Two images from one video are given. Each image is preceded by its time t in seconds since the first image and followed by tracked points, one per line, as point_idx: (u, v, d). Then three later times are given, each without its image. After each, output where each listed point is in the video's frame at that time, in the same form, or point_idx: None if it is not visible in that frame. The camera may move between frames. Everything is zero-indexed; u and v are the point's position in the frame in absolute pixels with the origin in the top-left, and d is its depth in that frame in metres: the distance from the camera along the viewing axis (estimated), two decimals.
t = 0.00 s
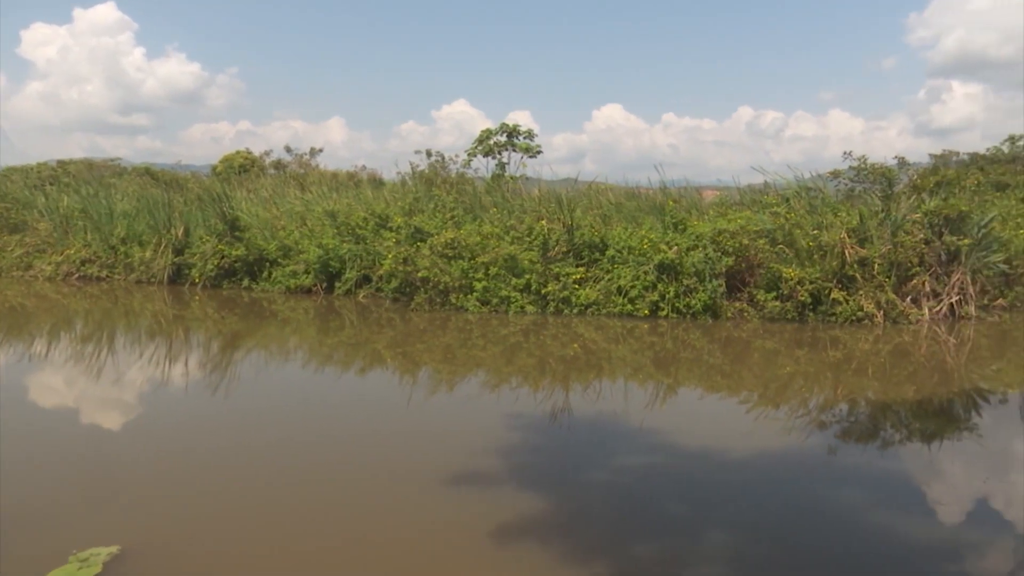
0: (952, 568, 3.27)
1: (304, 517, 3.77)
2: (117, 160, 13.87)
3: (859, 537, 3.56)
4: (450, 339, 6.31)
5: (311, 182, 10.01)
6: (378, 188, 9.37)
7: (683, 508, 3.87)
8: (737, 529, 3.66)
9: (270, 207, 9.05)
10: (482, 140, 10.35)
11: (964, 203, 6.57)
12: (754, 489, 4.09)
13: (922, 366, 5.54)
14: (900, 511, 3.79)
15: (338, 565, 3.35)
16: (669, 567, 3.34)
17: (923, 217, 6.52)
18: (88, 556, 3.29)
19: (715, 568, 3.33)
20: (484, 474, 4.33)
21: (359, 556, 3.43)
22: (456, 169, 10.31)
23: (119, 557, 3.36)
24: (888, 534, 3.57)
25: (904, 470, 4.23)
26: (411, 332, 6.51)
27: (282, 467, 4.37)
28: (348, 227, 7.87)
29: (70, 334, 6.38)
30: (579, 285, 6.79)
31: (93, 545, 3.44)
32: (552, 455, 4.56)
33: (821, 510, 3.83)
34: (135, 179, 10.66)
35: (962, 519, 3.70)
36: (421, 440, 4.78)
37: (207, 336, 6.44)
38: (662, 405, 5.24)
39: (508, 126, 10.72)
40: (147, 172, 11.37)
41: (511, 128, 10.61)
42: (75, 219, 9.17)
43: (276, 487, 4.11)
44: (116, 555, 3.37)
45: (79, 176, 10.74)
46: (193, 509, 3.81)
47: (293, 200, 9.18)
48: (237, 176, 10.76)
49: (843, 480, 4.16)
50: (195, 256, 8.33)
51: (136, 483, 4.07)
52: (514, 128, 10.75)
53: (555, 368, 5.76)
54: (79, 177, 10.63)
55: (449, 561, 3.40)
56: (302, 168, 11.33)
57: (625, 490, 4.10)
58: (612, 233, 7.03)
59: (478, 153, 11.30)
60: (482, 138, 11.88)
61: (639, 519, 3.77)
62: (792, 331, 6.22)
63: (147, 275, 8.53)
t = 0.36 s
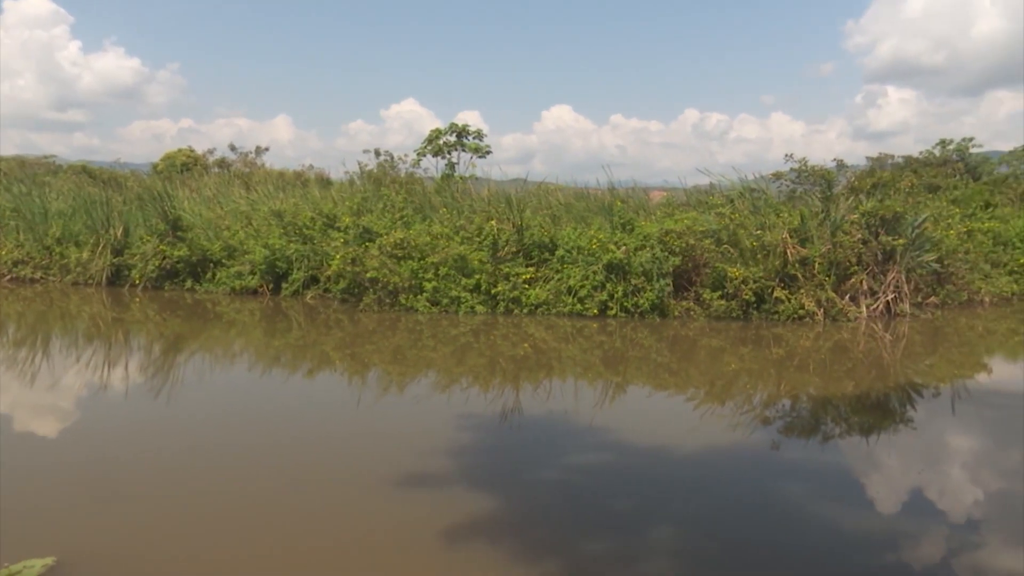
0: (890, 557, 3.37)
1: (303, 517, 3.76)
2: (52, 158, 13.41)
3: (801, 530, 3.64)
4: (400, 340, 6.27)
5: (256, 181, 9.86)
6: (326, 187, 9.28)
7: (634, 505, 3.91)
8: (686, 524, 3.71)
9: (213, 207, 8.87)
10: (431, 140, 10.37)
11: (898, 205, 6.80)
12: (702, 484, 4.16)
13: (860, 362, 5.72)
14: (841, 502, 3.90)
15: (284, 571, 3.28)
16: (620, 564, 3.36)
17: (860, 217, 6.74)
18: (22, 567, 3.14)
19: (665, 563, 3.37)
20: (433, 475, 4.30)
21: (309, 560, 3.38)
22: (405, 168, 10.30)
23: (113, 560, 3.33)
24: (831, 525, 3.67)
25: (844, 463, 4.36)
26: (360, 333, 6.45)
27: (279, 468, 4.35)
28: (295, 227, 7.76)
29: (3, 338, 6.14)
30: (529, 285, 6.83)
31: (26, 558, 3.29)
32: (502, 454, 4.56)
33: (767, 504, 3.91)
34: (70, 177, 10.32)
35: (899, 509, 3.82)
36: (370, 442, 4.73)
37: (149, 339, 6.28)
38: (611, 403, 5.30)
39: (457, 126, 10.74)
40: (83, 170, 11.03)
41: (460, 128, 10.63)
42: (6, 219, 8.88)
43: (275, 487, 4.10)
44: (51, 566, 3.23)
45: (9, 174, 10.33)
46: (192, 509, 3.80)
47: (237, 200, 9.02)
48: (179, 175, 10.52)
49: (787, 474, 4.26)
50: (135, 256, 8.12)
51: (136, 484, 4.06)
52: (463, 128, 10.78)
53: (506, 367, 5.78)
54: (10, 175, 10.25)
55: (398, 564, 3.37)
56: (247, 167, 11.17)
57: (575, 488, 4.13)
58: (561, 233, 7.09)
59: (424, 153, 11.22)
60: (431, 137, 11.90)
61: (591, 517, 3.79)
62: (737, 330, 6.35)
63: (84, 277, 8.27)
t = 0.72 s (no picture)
0: (835, 549, 3.46)
1: (302, 517, 3.74)
2: None
3: (750, 526, 3.69)
4: (352, 341, 6.22)
5: (203, 181, 9.70)
6: (275, 187, 9.19)
7: (586, 503, 3.94)
8: (638, 522, 3.75)
9: (158, 206, 8.68)
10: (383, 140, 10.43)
11: (841, 206, 7.04)
12: (652, 482, 4.22)
13: (805, 359, 5.86)
14: (788, 497, 3.99)
15: None
16: (573, 562, 3.37)
17: (805, 218, 6.92)
18: None
19: (618, 560, 3.40)
20: (385, 476, 4.27)
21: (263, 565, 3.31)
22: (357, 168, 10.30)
23: (111, 560, 3.29)
24: (779, 519, 3.74)
25: (791, 458, 4.46)
26: (311, 335, 6.37)
27: (276, 468, 4.32)
28: (243, 227, 7.64)
29: None
30: (483, 285, 6.84)
31: None
32: (455, 455, 4.55)
33: (717, 500, 3.97)
34: (6, 176, 9.99)
35: (843, 502, 3.92)
36: (321, 445, 4.67)
37: (91, 343, 6.10)
38: (564, 402, 5.33)
39: (409, 127, 10.78)
40: (19, 168, 10.69)
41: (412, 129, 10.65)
42: None
43: (274, 487, 4.08)
44: None
45: None
46: (193, 509, 3.78)
47: (182, 199, 8.84)
48: (121, 173, 10.27)
49: (735, 470, 4.34)
50: (76, 257, 7.90)
51: (137, 484, 4.04)
52: (416, 128, 10.79)
53: (459, 368, 5.78)
54: None
55: (350, 567, 3.32)
56: (194, 166, 11.00)
57: (529, 488, 4.14)
58: (514, 233, 7.12)
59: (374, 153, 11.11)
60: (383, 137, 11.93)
61: (543, 516, 3.80)
62: (687, 328, 6.46)
63: (22, 279, 8.03)
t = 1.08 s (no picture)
0: (784, 542, 3.51)
1: (300, 517, 3.74)
2: None
3: (704, 523, 3.72)
4: (305, 343, 6.16)
5: (149, 179, 9.52)
6: (225, 186, 9.07)
7: (539, 502, 3.95)
8: (592, 520, 3.76)
9: (102, 206, 8.49)
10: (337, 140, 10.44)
11: (788, 206, 7.21)
12: (606, 480, 4.25)
13: (754, 356, 5.98)
14: (738, 492, 4.05)
15: None
16: (525, 561, 3.36)
17: (754, 219, 7.06)
18: None
19: (570, 559, 3.40)
20: (339, 480, 4.20)
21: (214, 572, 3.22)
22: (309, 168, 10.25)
23: (111, 561, 3.28)
24: (729, 514, 3.79)
25: (741, 454, 4.53)
26: (262, 337, 6.28)
27: (276, 468, 4.33)
28: (192, 228, 7.50)
29: None
30: (438, 285, 6.82)
31: None
32: (409, 457, 4.51)
33: (669, 498, 4.01)
34: None
35: (792, 496, 4.00)
36: (273, 447, 4.59)
37: (32, 347, 5.91)
38: (520, 402, 5.35)
39: (361, 126, 10.80)
40: None
41: (366, 128, 10.68)
42: None
43: (273, 487, 4.08)
44: None
45: None
46: (194, 509, 3.77)
47: (128, 199, 8.66)
48: (63, 172, 10.00)
49: (685, 467, 4.40)
50: (15, 258, 7.67)
51: (139, 484, 4.03)
52: (369, 128, 10.82)
53: (414, 368, 5.76)
54: None
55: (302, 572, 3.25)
56: (140, 165, 10.79)
57: (483, 488, 4.13)
58: (469, 233, 7.12)
59: (327, 152, 11.01)
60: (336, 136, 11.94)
61: (496, 515, 3.80)
62: (640, 327, 6.54)
63: None
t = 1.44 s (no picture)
0: (738, 538, 3.54)
1: (295, 516, 3.74)
2: None
3: (660, 520, 3.74)
4: (260, 344, 6.08)
5: (98, 178, 9.32)
6: (176, 185, 8.94)
7: (496, 502, 3.93)
8: (549, 519, 3.76)
9: (47, 204, 8.31)
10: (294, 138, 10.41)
11: (741, 207, 7.34)
12: (563, 480, 4.25)
13: (709, 355, 6.08)
14: (693, 489, 4.09)
15: None
16: (481, 561, 3.34)
17: (709, 219, 7.17)
18: None
19: (527, 558, 3.38)
20: (293, 484, 4.12)
21: None
22: (264, 166, 10.17)
23: (111, 560, 3.25)
24: (684, 512, 3.82)
25: (696, 452, 4.59)
26: (216, 338, 6.19)
27: (274, 467, 4.32)
28: (142, 227, 7.36)
29: None
30: (395, 286, 6.81)
31: None
32: (364, 459, 4.45)
33: (625, 496, 4.02)
34: None
35: (745, 493, 4.05)
36: (226, 450, 4.50)
37: None
38: (478, 402, 5.35)
39: (318, 124, 10.79)
40: None
41: (322, 127, 10.70)
42: None
43: (269, 486, 4.07)
44: None
45: None
46: (193, 508, 3.76)
47: (75, 197, 8.48)
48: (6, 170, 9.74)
49: (641, 465, 4.44)
50: None
51: (139, 484, 4.01)
52: (326, 126, 10.83)
53: (371, 370, 5.73)
54: None
55: None
56: (88, 162, 10.57)
57: (440, 489, 4.10)
58: (427, 233, 7.10)
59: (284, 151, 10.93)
60: (291, 134, 11.90)
61: (452, 515, 3.77)
62: (597, 326, 6.60)
63: None
